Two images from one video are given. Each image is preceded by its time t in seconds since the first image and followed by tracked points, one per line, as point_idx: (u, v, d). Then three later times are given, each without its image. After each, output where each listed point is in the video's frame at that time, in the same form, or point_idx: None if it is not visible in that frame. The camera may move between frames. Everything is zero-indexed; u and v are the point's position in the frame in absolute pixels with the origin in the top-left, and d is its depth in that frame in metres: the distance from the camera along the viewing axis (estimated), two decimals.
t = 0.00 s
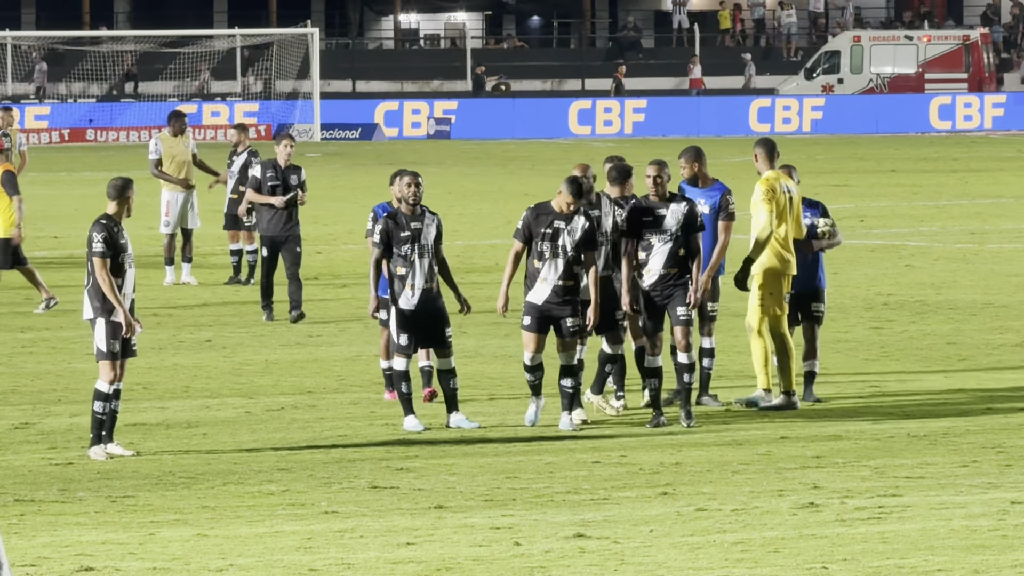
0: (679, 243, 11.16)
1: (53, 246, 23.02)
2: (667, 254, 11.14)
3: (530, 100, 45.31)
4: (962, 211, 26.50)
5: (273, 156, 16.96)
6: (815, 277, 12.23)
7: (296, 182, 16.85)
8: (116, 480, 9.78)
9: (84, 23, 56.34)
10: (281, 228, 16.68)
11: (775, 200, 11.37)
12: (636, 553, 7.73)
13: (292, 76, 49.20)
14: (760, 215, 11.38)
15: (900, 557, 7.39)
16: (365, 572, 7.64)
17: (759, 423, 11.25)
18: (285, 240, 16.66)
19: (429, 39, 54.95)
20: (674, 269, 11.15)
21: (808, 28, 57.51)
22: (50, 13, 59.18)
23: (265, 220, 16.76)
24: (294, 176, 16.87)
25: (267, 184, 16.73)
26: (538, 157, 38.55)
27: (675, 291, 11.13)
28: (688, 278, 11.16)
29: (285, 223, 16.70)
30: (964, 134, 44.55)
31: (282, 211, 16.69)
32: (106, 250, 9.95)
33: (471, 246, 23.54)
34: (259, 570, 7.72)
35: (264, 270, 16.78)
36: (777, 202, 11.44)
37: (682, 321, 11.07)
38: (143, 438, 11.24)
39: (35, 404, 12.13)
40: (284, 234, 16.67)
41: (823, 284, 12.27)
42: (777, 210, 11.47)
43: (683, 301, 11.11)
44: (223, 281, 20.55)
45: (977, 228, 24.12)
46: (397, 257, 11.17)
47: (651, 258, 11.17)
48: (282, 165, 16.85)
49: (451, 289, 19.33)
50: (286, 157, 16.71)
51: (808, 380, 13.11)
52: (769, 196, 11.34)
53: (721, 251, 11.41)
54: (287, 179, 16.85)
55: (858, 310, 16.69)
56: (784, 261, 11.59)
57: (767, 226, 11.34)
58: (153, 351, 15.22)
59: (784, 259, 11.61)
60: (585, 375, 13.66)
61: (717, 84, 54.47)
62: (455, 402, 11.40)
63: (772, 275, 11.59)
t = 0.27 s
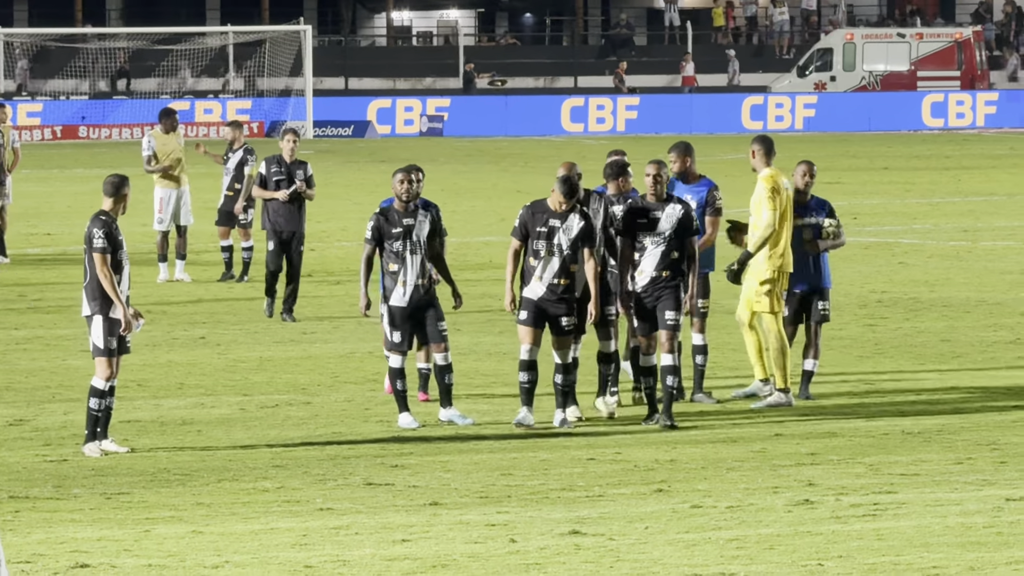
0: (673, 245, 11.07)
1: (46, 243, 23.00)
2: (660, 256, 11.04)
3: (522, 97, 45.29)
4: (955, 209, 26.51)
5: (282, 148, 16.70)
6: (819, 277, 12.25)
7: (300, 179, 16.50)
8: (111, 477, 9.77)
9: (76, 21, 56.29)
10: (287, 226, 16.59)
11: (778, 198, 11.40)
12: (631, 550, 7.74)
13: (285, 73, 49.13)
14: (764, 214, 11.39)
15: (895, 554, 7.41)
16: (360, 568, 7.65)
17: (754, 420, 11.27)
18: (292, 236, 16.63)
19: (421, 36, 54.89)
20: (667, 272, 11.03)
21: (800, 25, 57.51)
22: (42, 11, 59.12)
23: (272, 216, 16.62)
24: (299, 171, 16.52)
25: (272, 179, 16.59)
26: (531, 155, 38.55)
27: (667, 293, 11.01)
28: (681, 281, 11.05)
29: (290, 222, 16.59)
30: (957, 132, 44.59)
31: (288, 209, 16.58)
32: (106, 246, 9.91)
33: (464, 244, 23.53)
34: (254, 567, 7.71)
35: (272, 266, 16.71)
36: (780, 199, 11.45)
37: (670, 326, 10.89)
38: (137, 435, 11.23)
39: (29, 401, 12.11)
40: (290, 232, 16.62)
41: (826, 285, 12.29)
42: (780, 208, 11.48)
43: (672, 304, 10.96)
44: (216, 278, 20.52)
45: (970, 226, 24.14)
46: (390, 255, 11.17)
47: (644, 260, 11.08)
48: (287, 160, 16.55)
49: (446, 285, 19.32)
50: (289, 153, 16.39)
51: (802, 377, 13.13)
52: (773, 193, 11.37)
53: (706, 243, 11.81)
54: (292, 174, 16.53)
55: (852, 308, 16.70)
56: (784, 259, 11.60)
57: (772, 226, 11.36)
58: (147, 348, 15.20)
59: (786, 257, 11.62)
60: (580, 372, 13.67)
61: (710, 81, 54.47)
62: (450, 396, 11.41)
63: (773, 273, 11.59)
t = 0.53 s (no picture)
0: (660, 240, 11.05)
1: (34, 236, 22.95)
2: (648, 251, 11.02)
3: (510, 91, 45.26)
4: (943, 203, 26.58)
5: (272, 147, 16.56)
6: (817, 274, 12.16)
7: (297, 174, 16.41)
8: (100, 470, 9.76)
9: (64, 14, 56.13)
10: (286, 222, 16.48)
11: (772, 193, 11.50)
12: (620, 543, 7.75)
13: (273, 66, 49.02)
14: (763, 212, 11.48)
15: (884, 547, 7.43)
16: (350, 561, 7.64)
17: (742, 413, 11.29)
18: (292, 232, 16.55)
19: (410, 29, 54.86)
20: (656, 267, 11.01)
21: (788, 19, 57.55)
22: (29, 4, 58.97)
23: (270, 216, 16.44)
24: (298, 167, 16.46)
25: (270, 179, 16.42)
26: (520, 149, 38.52)
27: (656, 289, 10.99)
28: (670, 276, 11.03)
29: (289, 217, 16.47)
30: (945, 126, 44.67)
31: (288, 205, 16.44)
32: (95, 238, 9.88)
33: (453, 237, 23.54)
34: (244, 559, 7.71)
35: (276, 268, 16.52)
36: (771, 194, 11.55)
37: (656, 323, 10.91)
38: (126, 427, 11.22)
39: (18, 394, 12.08)
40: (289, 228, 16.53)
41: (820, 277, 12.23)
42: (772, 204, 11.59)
43: (660, 300, 10.95)
44: (203, 271, 20.51)
45: (958, 220, 24.20)
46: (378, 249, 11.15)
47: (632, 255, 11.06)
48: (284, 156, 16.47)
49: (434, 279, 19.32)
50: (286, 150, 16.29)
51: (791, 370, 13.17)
52: (767, 189, 11.48)
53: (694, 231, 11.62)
54: (289, 170, 16.44)
55: (840, 301, 16.75)
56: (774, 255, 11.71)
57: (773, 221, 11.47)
58: (136, 341, 15.19)
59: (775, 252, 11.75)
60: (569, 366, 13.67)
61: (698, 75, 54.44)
62: (436, 392, 11.28)
63: (768, 269, 11.66)
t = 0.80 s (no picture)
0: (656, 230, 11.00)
1: (28, 229, 22.92)
2: (646, 244, 10.99)
3: (505, 84, 45.23)
4: (938, 196, 26.60)
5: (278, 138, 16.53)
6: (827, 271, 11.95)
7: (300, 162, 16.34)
8: (94, 462, 9.74)
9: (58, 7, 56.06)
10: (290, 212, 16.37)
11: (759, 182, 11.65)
12: (614, 535, 7.75)
13: (267, 59, 48.95)
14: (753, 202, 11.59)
15: (879, 540, 7.43)
16: (344, 554, 7.64)
17: (735, 405, 11.31)
18: (297, 224, 16.38)
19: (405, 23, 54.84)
20: (652, 260, 10.97)
21: (783, 13, 57.56)
22: None
23: (274, 208, 16.37)
24: (303, 158, 16.42)
25: (275, 170, 16.34)
26: (515, 141, 38.49)
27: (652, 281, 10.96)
28: (667, 268, 10.99)
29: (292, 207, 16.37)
30: (940, 119, 44.68)
31: (291, 195, 16.35)
32: (90, 230, 9.87)
33: (447, 230, 23.52)
34: (238, 552, 7.71)
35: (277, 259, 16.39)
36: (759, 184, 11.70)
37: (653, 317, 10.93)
38: (121, 420, 11.20)
39: (12, 386, 12.06)
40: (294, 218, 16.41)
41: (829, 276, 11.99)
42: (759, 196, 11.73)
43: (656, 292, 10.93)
44: (198, 264, 20.47)
45: (953, 213, 24.22)
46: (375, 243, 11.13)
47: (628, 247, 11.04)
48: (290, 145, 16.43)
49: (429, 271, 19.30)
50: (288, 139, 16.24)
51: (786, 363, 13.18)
52: (754, 179, 11.62)
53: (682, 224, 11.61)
54: (295, 162, 16.40)
55: (834, 295, 16.76)
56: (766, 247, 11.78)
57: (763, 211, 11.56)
58: (131, 333, 15.18)
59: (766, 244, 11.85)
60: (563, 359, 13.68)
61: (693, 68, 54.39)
62: (419, 382, 11.27)
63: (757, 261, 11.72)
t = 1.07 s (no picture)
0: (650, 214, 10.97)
1: (21, 211, 22.87)
2: (641, 228, 10.96)
3: (498, 66, 45.15)
4: (931, 179, 26.61)
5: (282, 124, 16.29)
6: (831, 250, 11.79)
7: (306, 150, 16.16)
8: (87, 444, 9.73)
9: None
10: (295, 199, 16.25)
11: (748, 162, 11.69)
12: (607, 518, 7.75)
13: (260, 41, 48.83)
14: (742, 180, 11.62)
15: (871, 522, 7.44)
16: (337, 536, 7.64)
17: (728, 388, 11.30)
18: (300, 213, 16.22)
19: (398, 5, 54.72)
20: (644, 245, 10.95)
21: None
22: None
23: (278, 194, 16.21)
24: (308, 146, 16.22)
25: (280, 157, 16.13)
26: (509, 123, 38.45)
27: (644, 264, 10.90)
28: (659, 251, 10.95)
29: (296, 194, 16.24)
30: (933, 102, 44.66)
31: (295, 184, 16.17)
32: (80, 212, 9.84)
33: (440, 212, 23.50)
34: (230, 534, 7.70)
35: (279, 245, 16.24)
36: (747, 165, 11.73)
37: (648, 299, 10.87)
38: (113, 401, 11.19)
39: (5, 368, 12.03)
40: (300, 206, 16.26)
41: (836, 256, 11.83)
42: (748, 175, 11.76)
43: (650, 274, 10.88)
44: (190, 246, 20.43)
45: (946, 196, 24.23)
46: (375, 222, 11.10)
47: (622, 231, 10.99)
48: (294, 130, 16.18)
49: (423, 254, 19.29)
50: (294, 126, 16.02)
51: (779, 346, 13.18)
52: (743, 158, 11.66)
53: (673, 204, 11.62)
54: (301, 150, 16.19)
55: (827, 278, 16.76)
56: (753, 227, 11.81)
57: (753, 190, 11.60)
58: (123, 315, 15.15)
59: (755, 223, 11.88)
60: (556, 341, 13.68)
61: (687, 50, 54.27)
62: (407, 368, 11.22)
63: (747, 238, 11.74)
